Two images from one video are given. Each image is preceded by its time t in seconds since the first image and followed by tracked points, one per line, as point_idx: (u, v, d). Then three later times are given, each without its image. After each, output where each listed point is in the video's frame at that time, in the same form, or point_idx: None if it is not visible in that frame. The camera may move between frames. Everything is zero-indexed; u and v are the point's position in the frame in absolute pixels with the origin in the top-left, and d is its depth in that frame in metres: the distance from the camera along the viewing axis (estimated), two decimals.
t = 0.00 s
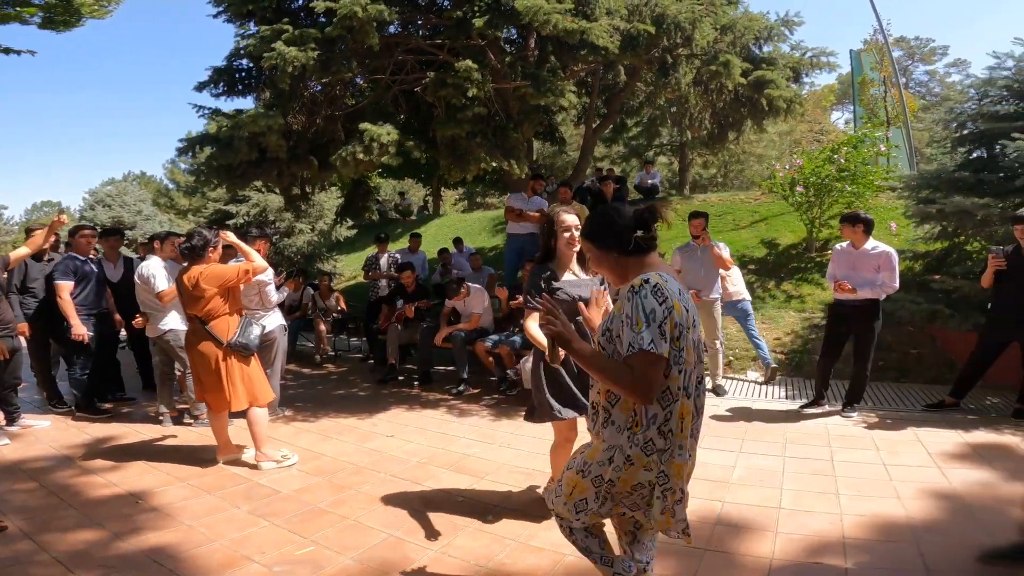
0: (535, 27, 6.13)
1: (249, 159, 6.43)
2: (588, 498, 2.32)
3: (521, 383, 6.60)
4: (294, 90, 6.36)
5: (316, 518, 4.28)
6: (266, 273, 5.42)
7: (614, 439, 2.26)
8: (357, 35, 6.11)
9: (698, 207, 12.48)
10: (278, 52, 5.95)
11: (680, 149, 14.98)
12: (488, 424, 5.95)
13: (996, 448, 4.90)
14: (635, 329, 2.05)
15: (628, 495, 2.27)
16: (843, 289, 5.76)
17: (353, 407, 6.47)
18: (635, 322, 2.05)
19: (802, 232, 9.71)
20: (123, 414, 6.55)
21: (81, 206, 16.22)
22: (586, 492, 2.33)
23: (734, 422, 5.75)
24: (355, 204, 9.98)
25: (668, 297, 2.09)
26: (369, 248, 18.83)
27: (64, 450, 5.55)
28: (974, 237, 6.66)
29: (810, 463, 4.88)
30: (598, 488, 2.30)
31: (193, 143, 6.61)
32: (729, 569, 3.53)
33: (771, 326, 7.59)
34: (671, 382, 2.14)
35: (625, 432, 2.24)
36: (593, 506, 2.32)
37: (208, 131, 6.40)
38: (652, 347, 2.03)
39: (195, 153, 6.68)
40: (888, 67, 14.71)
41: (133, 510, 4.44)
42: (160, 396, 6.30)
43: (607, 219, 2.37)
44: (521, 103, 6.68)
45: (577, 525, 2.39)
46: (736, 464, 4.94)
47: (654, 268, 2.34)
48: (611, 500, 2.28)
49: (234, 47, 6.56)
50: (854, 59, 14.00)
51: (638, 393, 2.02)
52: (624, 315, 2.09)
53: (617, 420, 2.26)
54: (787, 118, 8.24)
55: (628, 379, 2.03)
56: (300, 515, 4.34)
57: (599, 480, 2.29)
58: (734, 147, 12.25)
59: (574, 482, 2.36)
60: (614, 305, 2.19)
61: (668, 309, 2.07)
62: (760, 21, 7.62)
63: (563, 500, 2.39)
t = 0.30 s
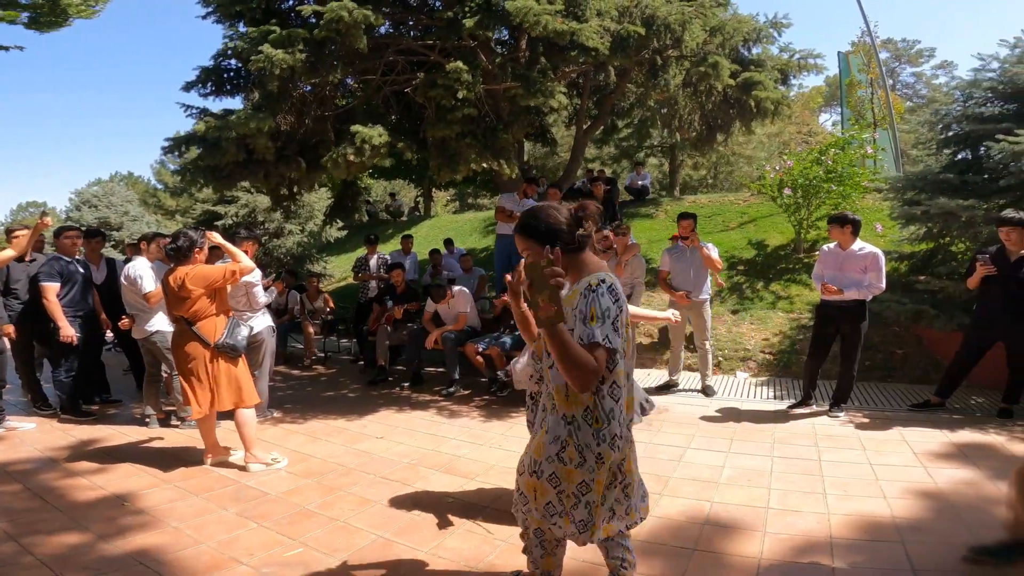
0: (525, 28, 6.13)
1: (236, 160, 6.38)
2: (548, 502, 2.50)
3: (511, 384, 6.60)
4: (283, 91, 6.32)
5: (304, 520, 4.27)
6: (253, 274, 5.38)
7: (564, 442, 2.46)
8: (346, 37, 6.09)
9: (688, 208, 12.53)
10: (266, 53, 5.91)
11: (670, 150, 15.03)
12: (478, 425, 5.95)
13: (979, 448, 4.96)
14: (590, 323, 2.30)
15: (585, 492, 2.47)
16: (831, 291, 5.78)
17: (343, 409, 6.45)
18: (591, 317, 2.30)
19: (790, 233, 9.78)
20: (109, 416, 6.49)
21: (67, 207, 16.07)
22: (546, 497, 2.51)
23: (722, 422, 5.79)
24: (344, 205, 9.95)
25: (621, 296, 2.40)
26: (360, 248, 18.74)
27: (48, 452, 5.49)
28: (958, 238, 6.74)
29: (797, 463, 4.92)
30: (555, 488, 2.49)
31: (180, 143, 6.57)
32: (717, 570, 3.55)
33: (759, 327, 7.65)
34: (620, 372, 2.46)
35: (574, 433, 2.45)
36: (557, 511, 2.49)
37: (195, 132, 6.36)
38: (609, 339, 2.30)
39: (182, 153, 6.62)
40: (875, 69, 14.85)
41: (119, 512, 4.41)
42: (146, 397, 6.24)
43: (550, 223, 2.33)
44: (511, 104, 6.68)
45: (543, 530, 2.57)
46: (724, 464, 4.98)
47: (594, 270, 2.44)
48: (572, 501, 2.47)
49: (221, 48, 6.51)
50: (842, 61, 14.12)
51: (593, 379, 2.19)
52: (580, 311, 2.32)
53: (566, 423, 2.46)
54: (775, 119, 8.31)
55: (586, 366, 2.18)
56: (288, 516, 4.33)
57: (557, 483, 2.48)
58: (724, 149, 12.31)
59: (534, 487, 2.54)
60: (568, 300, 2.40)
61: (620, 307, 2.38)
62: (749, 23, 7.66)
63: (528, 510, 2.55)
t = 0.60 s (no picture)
0: (518, 29, 6.13)
1: (222, 160, 6.33)
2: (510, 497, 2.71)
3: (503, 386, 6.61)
4: (274, 92, 6.29)
5: (296, 522, 4.25)
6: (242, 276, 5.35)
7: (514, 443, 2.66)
8: (337, 38, 6.07)
9: (680, 210, 12.58)
10: (256, 54, 5.88)
11: (662, 151, 15.09)
12: (470, 426, 5.95)
13: (966, 448, 5.03)
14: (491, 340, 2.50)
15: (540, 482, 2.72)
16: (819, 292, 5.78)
17: (334, 410, 6.43)
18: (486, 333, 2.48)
19: (780, 235, 9.84)
20: (97, 418, 6.43)
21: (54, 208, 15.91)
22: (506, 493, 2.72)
23: (712, 423, 5.83)
24: (335, 206, 9.92)
25: (526, 310, 2.46)
26: (351, 249, 18.69)
27: (35, 455, 5.43)
28: (945, 240, 6.81)
29: (787, 463, 4.97)
30: (510, 484, 2.70)
31: (169, 143, 6.52)
32: (709, 571, 3.58)
33: (749, 328, 7.71)
34: (544, 377, 2.59)
35: (517, 434, 2.64)
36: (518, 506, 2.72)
37: (183, 132, 6.31)
38: (500, 353, 2.45)
39: (171, 153, 6.57)
40: (864, 71, 14.98)
41: (108, 515, 4.37)
42: (135, 400, 6.19)
43: (484, 227, 2.58)
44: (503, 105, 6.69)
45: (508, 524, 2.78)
46: (715, 465, 5.01)
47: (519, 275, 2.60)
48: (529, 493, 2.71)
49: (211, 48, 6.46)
50: (831, 63, 14.23)
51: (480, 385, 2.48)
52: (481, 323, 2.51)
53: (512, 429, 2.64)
54: (765, 121, 8.36)
55: (477, 373, 2.50)
56: (280, 519, 4.31)
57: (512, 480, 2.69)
58: (714, 150, 12.37)
59: (494, 485, 2.73)
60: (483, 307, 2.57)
61: (520, 322, 2.45)
62: (739, 25, 7.69)
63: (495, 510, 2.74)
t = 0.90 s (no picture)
0: (513, 32, 6.15)
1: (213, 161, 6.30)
2: (463, 487, 2.98)
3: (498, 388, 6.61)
4: (268, 93, 6.27)
5: (291, 525, 4.23)
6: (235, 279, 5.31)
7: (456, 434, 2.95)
8: (333, 38, 6.06)
9: (674, 212, 12.61)
10: (251, 54, 5.86)
11: (656, 154, 15.13)
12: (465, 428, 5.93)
13: (958, 448, 5.07)
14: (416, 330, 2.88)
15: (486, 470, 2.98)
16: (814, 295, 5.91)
17: (329, 413, 6.41)
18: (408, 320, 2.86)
19: (774, 237, 9.88)
20: (89, 421, 6.38)
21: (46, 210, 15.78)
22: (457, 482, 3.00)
23: (707, 425, 5.85)
24: (330, 208, 9.89)
25: (440, 303, 2.76)
26: (345, 251, 18.65)
27: (26, 458, 5.38)
28: (936, 241, 6.86)
29: (781, 464, 5.00)
30: (458, 470, 2.96)
31: (161, 144, 6.48)
32: (703, 572, 3.59)
33: (743, 330, 7.74)
34: (457, 368, 2.86)
35: (449, 422, 2.93)
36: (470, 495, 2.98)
37: (176, 132, 6.29)
38: (412, 339, 2.81)
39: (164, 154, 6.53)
40: (856, 74, 15.08)
41: (100, 518, 4.34)
42: (127, 402, 6.14)
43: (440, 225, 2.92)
44: (498, 107, 6.70)
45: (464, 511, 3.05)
46: (710, 466, 5.03)
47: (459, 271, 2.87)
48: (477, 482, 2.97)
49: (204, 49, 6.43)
50: (824, 65, 14.33)
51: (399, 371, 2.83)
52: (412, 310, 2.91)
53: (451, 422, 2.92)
54: (758, 123, 8.40)
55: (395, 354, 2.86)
56: (274, 521, 4.29)
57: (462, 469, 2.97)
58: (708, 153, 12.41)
59: (449, 475, 3.00)
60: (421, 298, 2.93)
61: (434, 313, 2.76)
62: (733, 28, 7.71)
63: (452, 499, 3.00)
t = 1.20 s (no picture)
0: (510, 34, 6.16)
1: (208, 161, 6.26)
2: (380, 465, 3.08)
3: (494, 390, 6.60)
4: (262, 94, 6.23)
5: (286, 528, 4.20)
6: (228, 280, 5.25)
7: (392, 415, 3.05)
8: (329, 40, 6.04)
9: (669, 214, 12.65)
10: (246, 54, 5.83)
11: (652, 155, 15.16)
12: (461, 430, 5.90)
13: (952, 449, 5.09)
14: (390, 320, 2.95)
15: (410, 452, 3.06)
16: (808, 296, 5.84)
17: (324, 415, 6.37)
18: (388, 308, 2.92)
19: (768, 238, 9.92)
20: (81, 423, 6.31)
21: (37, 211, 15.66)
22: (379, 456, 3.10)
23: (702, 426, 5.87)
24: (324, 209, 9.87)
25: (426, 291, 2.91)
26: (340, 253, 18.60)
27: (17, 461, 5.33)
28: (929, 243, 6.90)
29: (776, 465, 5.01)
30: (382, 450, 3.08)
31: (154, 145, 6.43)
32: (699, 573, 3.59)
33: (738, 331, 7.78)
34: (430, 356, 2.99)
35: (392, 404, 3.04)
36: (386, 472, 3.07)
37: (169, 132, 6.25)
38: (413, 326, 2.78)
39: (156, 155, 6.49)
40: (849, 76, 15.19)
41: (92, 521, 4.29)
42: (120, 405, 6.10)
43: (411, 226, 3.00)
44: (494, 109, 6.71)
45: (382, 485, 3.15)
46: (706, 468, 5.04)
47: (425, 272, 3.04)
48: (396, 464, 3.06)
49: (199, 50, 6.39)
50: (817, 68, 14.43)
51: (403, 364, 2.73)
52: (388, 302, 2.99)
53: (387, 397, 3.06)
54: (753, 124, 8.44)
55: (382, 352, 2.70)
56: (269, 524, 4.26)
57: (383, 446, 3.07)
58: (703, 154, 12.45)
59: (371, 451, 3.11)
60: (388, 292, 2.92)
61: (427, 299, 2.89)
62: (728, 29, 7.73)
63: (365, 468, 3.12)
